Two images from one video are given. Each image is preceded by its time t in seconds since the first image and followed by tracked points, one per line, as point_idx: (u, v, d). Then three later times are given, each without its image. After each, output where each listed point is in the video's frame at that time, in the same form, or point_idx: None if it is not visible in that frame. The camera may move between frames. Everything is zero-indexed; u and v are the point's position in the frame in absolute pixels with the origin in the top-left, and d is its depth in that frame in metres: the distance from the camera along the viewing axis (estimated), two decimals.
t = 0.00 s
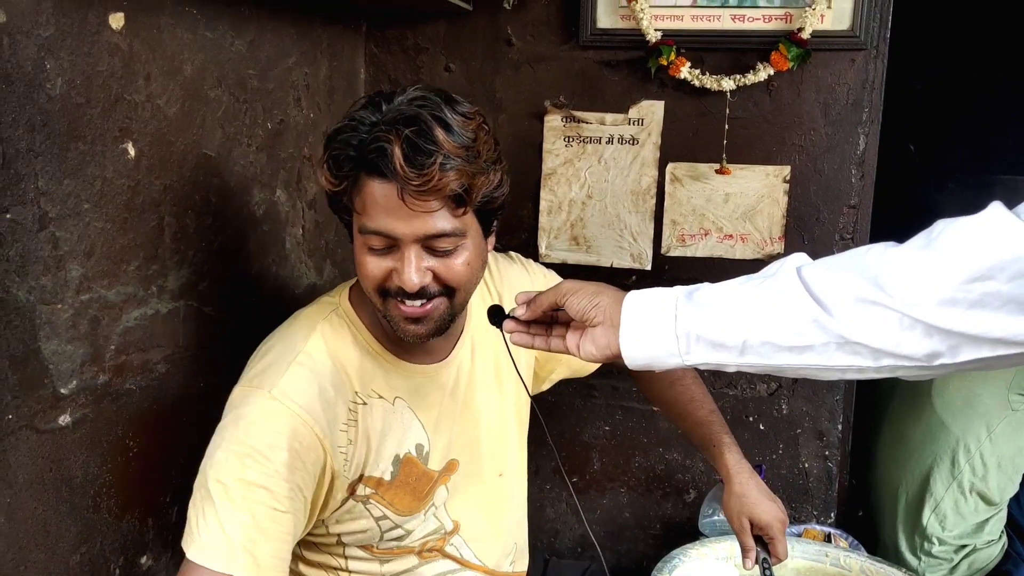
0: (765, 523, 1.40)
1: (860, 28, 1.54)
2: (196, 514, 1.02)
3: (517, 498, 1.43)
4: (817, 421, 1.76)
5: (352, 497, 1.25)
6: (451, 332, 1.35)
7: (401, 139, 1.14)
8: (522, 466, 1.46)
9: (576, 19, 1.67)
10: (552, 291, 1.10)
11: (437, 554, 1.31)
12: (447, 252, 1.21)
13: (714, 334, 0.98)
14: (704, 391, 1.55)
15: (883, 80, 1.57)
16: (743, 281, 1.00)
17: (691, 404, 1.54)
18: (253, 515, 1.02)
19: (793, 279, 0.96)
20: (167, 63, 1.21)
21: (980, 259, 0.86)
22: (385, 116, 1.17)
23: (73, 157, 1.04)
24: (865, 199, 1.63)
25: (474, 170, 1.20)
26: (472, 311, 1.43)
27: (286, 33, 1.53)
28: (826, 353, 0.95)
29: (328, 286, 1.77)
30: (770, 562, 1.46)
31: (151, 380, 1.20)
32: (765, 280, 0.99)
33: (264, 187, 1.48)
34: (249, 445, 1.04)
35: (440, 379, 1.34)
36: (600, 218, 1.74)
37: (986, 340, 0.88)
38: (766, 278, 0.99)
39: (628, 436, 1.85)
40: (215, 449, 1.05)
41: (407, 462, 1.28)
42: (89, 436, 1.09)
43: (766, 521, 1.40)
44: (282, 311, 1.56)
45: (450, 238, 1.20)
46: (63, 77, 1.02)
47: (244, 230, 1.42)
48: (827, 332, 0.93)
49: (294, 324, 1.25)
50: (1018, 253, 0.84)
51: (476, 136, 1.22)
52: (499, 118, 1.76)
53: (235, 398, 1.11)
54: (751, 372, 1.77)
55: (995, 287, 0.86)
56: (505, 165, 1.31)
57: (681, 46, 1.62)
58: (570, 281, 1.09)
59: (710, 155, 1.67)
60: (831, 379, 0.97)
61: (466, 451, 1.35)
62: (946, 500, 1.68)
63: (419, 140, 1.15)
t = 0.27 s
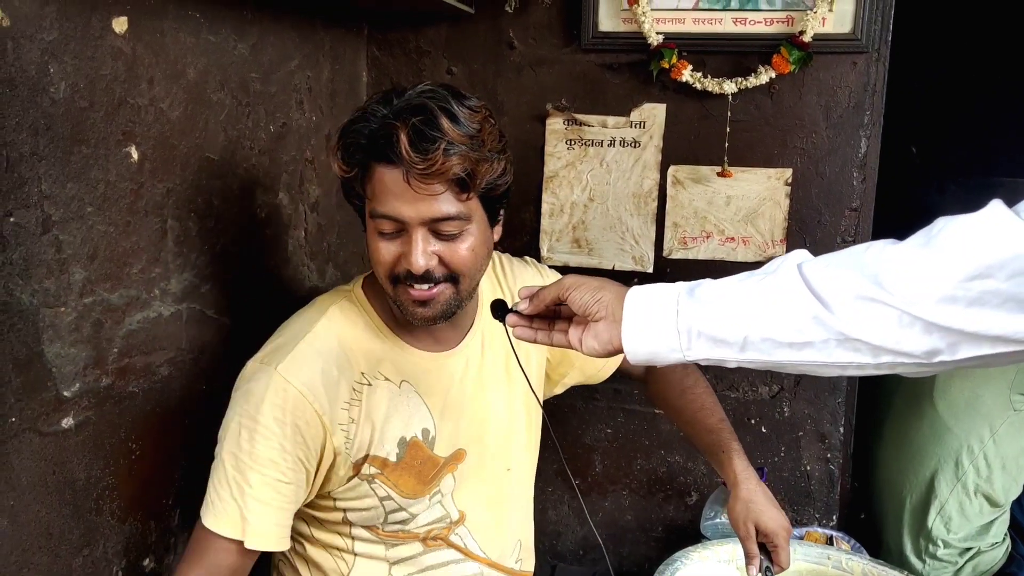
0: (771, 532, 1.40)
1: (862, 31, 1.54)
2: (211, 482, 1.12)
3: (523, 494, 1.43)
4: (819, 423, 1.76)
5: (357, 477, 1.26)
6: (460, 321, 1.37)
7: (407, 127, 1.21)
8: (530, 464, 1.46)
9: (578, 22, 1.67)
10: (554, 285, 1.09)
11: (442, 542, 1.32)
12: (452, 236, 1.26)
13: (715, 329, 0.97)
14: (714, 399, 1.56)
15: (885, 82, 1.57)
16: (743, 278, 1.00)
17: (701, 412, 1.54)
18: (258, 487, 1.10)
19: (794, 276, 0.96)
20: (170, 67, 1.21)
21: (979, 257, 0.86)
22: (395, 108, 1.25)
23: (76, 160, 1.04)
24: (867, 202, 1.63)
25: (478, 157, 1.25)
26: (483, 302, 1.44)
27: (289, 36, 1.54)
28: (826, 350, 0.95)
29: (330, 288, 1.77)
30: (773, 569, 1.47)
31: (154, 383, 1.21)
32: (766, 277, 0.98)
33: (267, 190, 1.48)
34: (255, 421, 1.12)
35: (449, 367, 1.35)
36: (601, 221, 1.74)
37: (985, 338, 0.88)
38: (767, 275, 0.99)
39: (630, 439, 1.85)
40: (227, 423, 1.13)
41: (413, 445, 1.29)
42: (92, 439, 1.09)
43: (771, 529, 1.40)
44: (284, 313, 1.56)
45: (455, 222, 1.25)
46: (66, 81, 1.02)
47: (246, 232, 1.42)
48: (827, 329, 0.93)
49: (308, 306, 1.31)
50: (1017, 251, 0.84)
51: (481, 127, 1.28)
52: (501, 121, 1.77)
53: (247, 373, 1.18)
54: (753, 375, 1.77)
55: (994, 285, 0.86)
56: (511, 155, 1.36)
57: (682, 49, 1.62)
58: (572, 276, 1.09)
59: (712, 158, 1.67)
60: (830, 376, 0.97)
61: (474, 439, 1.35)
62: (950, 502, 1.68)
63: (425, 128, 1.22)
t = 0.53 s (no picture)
0: (764, 539, 1.37)
1: (862, 35, 1.54)
2: (221, 488, 1.12)
3: (524, 495, 1.43)
4: (820, 427, 1.75)
5: (360, 476, 1.25)
6: (459, 322, 1.37)
7: (403, 124, 1.22)
8: (530, 466, 1.45)
9: (578, 26, 1.67)
10: (556, 282, 1.09)
11: (443, 544, 1.32)
12: (450, 232, 1.26)
13: (714, 327, 0.97)
14: (713, 405, 1.56)
15: (886, 86, 1.57)
16: (742, 276, 1.00)
17: (699, 417, 1.54)
18: (271, 488, 1.11)
19: (792, 275, 0.96)
20: (170, 71, 1.21)
21: (976, 257, 0.85)
22: (391, 106, 1.26)
23: (76, 165, 1.04)
24: (867, 206, 1.63)
25: (474, 153, 1.26)
26: (483, 303, 1.44)
27: (289, 40, 1.54)
28: (822, 349, 0.95)
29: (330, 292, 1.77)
30: None
31: (154, 387, 1.21)
32: (765, 275, 0.98)
33: (267, 194, 1.48)
34: (264, 423, 1.12)
35: (450, 367, 1.35)
36: (602, 224, 1.74)
37: (981, 338, 0.88)
38: (766, 274, 0.99)
39: (630, 443, 1.85)
40: (234, 428, 1.13)
41: (415, 445, 1.29)
42: (92, 443, 1.09)
43: (764, 535, 1.37)
44: (284, 317, 1.56)
45: (452, 218, 1.25)
46: (66, 85, 1.02)
47: (247, 236, 1.42)
48: (824, 327, 0.93)
49: (309, 310, 1.30)
50: (1014, 252, 0.84)
51: (477, 124, 1.29)
52: (501, 124, 1.76)
53: (252, 376, 1.18)
54: (754, 379, 1.76)
55: (990, 285, 0.86)
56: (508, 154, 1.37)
57: (683, 53, 1.62)
58: (574, 272, 1.09)
59: (712, 161, 1.67)
60: (827, 374, 0.97)
61: (474, 440, 1.35)
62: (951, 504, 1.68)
63: (421, 125, 1.23)
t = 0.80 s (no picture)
0: (759, 541, 1.37)
1: (863, 39, 1.54)
2: (230, 498, 1.11)
3: (525, 499, 1.43)
4: (821, 431, 1.75)
5: (366, 482, 1.25)
6: (460, 322, 1.37)
7: (404, 113, 1.23)
8: (530, 469, 1.45)
9: (579, 30, 1.67)
10: (552, 286, 1.10)
11: (447, 550, 1.30)
12: (455, 219, 1.27)
13: (711, 332, 0.98)
14: (707, 407, 1.56)
15: (887, 90, 1.57)
16: (739, 281, 1.00)
17: (694, 420, 1.54)
18: (284, 493, 1.11)
19: (789, 280, 0.96)
20: (172, 75, 1.22)
21: (971, 264, 0.85)
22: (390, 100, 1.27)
23: (78, 169, 1.04)
24: (869, 210, 1.63)
25: (475, 141, 1.28)
26: (482, 306, 1.44)
27: (291, 44, 1.54)
28: (819, 354, 0.95)
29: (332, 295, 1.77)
30: None
31: (155, 391, 1.21)
32: (762, 280, 0.98)
33: (268, 197, 1.48)
34: (274, 429, 1.12)
35: (452, 372, 1.35)
36: (603, 228, 1.74)
37: (976, 344, 0.87)
38: (763, 278, 0.99)
39: (632, 446, 1.85)
40: (241, 436, 1.12)
41: (421, 450, 1.29)
42: (93, 447, 1.09)
43: (760, 537, 1.37)
44: (285, 320, 1.56)
45: (456, 204, 1.26)
46: (68, 90, 1.02)
47: (248, 240, 1.42)
48: (820, 333, 0.93)
49: (310, 315, 1.30)
50: (1010, 259, 0.83)
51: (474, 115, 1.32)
52: (503, 128, 1.76)
53: (257, 384, 1.17)
54: (756, 383, 1.76)
55: (985, 291, 0.85)
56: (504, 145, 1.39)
57: (684, 57, 1.62)
58: (571, 277, 1.09)
59: (713, 165, 1.67)
60: (823, 379, 0.97)
61: (476, 444, 1.35)
62: (956, 507, 1.69)
63: (423, 114, 1.25)
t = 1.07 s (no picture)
0: (759, 540, 1.36)
1: (865, 41, 1.54)
2: (229, 491, 1.12)
3: (524, 496, 1.43)
4: (823, 433, 1.75)
5: (365, 477, 1.25)
6: (461, 316, 1.37)
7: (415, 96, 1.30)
8: (530, 467, 1.45)
9: (581, 32, 1.67)
10: (554, 284, 1.10)
11: (447, 547, 1.31)
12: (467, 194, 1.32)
13: (710, 332, 0.98)
14: (707, 408, 1.56)
15: (888, 92, 1.57)
16: (739, 281, 1.00)
17: (697, 420, 1.54)
18: (278, 490, 1.11)
19: (788, 281, 0.96)
20: (175, 78, 1.22)
21: (968, 266, 0.85)
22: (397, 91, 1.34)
23: (81, 172, 1.04)
24: (871, 212, 1.63)
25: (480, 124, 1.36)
26: (482, 304, 1.44)
27: (293, 46, 1.54)
28: (817, 354, 0.95)
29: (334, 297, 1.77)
30: None
31: (158, 393, 1.21)
32: (761, 280, 0.99)
33: (271, 199, 1.49)
34: (270, 424, 1.13)
35: (452, 369, 1.35)
36: (605, 230, 1.74)
37: (973, 345, 0.88)
38: (762, 279, 0.99)
39: (633, 448, 1.85)
40: (240, 431, 1.14)
41: (420, 446, 1.29)
42: (96, 448, 1.09)
43: (760, 535, 1.36)
44: (287, 322, 1.56)
45: (467, 180, 1.31)
46: (71, 92, 1.03)
47: (250, 242, 1.43)
48: (819, 333, 0.93)
49: (313, 313, 1.31)
50: (1007, 260, 0.83)
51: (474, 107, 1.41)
52: (505, 130, 1.77)
53: (257, 380, 1.18)
54: (757, 385, 1.76)
55: (982, 293, 0.85)
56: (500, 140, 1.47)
57: (686, 59, 1.63)
58: (572, 275, 1.09)
59: (715, 167, 1.67)
60: (821, 379, 0.97)
61: (476, 441, 1.35)
62: (955, 507, 1.68)
63: (433, 96, 1.32)
